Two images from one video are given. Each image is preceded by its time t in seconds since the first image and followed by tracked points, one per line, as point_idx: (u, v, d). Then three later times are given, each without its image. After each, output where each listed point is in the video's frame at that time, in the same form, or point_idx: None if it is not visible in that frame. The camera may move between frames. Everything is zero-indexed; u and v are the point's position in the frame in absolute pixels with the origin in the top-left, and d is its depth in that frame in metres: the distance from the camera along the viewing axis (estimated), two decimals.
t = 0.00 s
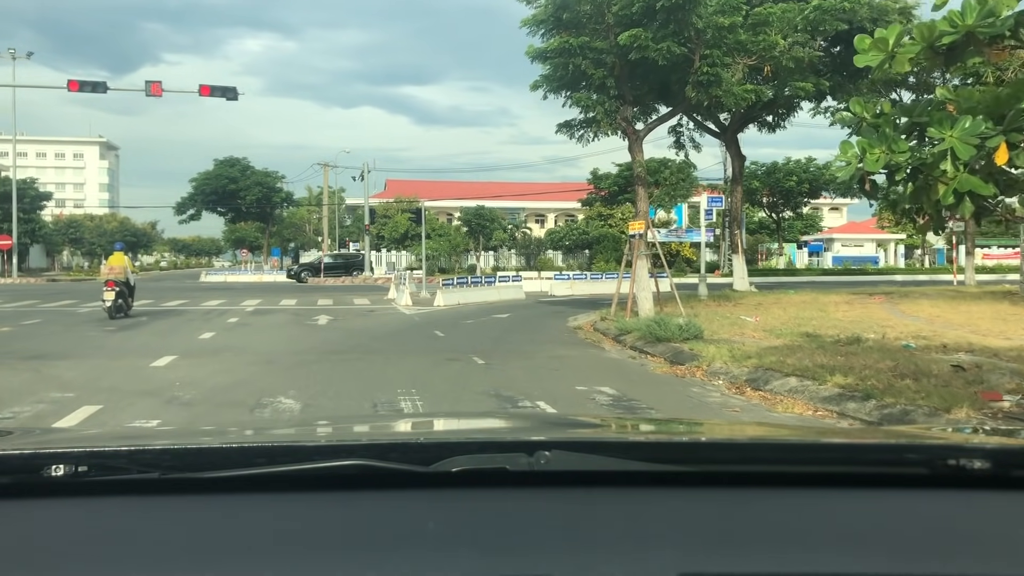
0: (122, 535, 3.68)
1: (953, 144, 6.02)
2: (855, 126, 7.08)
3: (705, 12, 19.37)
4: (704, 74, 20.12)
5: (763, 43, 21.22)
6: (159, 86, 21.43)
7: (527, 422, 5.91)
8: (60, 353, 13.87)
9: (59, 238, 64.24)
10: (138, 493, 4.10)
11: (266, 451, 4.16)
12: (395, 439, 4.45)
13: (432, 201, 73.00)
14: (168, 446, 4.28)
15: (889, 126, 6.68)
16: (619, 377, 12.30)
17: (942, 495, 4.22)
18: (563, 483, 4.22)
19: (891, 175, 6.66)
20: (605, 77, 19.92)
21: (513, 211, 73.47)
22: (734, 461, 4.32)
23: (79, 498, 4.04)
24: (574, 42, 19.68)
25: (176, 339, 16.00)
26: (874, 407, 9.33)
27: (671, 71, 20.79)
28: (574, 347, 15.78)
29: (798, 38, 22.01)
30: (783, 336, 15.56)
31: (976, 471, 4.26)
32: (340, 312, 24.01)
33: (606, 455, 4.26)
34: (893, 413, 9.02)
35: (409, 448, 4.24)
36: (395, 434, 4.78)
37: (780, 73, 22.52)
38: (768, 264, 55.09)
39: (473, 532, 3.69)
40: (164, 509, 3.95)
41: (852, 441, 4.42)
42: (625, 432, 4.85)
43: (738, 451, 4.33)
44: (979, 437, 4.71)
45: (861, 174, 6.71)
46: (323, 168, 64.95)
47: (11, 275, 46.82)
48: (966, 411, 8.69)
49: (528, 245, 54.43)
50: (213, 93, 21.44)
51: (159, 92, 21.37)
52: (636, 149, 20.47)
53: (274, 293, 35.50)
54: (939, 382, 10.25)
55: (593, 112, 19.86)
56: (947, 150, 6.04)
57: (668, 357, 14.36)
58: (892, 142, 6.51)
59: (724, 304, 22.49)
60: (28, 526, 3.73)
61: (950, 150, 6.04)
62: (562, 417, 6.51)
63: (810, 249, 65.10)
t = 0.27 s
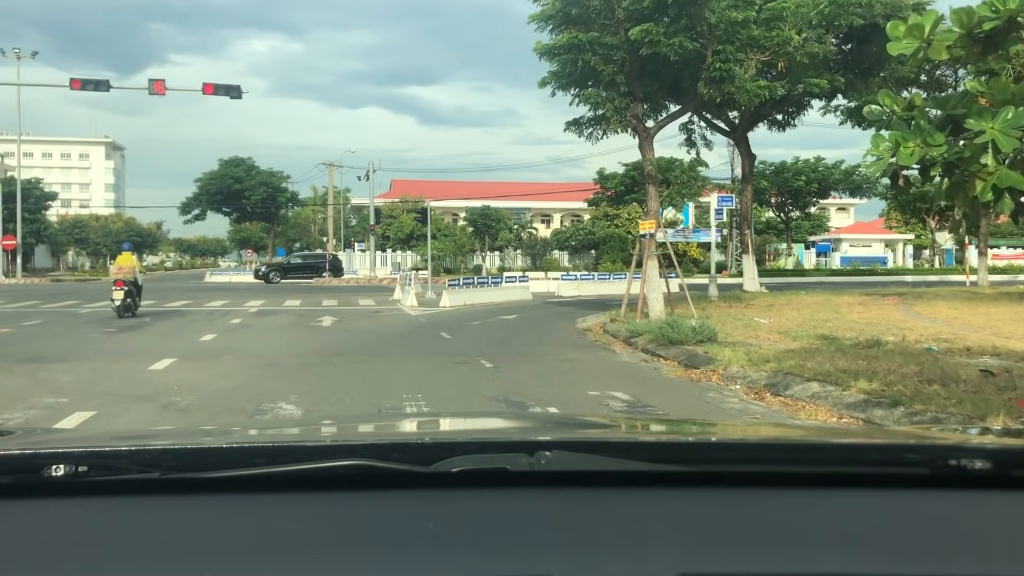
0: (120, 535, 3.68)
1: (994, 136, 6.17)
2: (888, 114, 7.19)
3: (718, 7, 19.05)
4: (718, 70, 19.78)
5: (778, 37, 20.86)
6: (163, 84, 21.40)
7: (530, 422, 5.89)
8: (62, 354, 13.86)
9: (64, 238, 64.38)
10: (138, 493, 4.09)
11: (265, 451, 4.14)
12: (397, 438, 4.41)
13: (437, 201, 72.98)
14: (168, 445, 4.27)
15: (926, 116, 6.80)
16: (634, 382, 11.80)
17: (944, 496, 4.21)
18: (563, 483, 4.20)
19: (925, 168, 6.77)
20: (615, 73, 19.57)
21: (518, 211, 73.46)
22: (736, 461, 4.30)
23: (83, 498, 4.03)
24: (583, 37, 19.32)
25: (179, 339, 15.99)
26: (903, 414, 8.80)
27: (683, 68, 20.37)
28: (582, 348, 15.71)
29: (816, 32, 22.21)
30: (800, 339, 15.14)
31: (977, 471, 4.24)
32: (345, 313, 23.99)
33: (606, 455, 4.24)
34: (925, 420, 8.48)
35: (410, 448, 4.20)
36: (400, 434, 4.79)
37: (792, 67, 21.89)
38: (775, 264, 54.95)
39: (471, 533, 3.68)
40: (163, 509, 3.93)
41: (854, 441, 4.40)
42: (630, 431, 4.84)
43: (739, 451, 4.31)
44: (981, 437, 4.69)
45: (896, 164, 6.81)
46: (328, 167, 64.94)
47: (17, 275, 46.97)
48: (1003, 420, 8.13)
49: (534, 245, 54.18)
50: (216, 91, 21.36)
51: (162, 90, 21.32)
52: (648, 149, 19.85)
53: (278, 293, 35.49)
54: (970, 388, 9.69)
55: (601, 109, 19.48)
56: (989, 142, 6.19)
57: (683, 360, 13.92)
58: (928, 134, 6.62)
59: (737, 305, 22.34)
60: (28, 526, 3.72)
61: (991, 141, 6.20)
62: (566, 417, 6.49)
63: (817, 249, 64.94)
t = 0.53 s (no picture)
0: (125, 533, 3.81)
1: None
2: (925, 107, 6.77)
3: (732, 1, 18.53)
4: (730, 65, 19.36)
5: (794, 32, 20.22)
6: (166, 81, 21.34)
7: (534, 421, 5.97)
8: (69, 354, 13.95)
9: (69, 238, 64.52)
10: (138, 493, 4.22)
11: (266, 452, 4.27)
12: (401, 439, 4.52)
13: (443, 201, 72.92)
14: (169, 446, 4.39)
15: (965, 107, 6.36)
16: (646, 386, 11.26)
17: (943, 496, 4.28)
18: (561, 483, 4.32)
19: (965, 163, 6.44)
20: (626, 69, 19.24)
21: (525, 211, 73.35)
22: (734, 461, 4.39)
23: (82, 498, 4.16)
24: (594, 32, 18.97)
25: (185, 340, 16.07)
26: (935, 421, 8.22)
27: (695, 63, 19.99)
28: (590, 348, 15.68)
29: (830, 27, 21.66)
30: (819, 342, 14.68)
31: (978, 471, 4.30)
32: (350, 313, 24.05)
33: (606, 456, 4.34)
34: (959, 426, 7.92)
35: (410, 449, 4.32)
36: (407, 433, 4.87)
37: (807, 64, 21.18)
38: (783, 264, 54.69)
39: (470, 533, 3.79)
40: (167, 509, 4.06)
41: (851, 442, 4.48)
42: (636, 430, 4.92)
43: (738, 451, 4.40)
44: (980, 438, 4.77)
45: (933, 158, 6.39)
46: (334, 167, 64.91)
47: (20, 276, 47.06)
48: None
49: (539, 245, 54.26)
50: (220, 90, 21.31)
51: (165, 88, 21.29)
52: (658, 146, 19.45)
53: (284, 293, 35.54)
54: (1005, 394, 9.08)
55: (611, 105, 19.21)
56: None
57: (695, 362, 13.50)
58: (968, 127, 6.21)
59: (748, 306, 22.26)
60: (28, 527, 3.85)
61: None
62: (573, 417, 6.56)
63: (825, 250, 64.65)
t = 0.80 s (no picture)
0: (126, 533, 3.75)
1: None
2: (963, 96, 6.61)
3: None
4: (743, 61, 18.93)
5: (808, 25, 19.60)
6: (167, 78, 21.26)
7: (535, 420, 5.91)
8: (70, 354, 13.89)
9: (73, 237, 64.53)
10: (138, 493, 4.14)
11: (266, 451, 4.19)
12: (399, 438, 4.46)
13: (448, 201, 72.90)
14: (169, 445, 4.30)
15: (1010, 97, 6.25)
16: (661, 391, 10.96)
17: (945, 496, 4.25)
18: (563, 483, 4.26)
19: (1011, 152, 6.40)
20: (636, 65, 18.98)
21: (529, 211, 73.35)
22: (736, 461, 4.34)
23: (81, 498, 4.09)
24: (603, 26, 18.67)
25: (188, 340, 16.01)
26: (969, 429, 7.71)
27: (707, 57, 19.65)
28: (600, 350, 15.53)
29: (844, 21, 21.17)
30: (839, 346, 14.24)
31: (978, 471, 4.26)
32: (353, 313, 23.99)
33: (606, 455, 4.27)
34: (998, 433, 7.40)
35: (410, 448, 4.26)
36: (411, 434, 4.79)
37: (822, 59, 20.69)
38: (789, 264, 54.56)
39: (471, 533, 3.74)
40: (165, 509, 3.99)
41: (854, 441, 4.43)
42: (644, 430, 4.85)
43: (740, 451, 4.35)
44: (983, 437, 4.72)
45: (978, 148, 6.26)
46: (338, 166, 64.91)
47: (23, 276, 47.09)
48: None
49: (544, 245, 54.12)
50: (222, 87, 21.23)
51: (167, 85, 21.21)
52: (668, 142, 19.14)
53: (287, 293, 35.46)
54: None
55: (622, 100, 18.87)
56: None
57: (710, 365, 13.12)
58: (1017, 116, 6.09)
59: (759, 307, 22.07)
60: (26, 527, 3.78)
61: None
62: (576, 417, 6.49)
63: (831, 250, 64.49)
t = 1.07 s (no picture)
0: (127, 533, 3.74)
1: None
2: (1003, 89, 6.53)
3: None
4: (758, 53, 18.66)
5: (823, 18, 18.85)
6: (169, 76, 21.22)
7: (537, 421, 5.93)
8: (73, 355, 13.88)
9: (77, 236, 64.50)
10: (140, 494, 4.14)
11: (267, 453, 4.20)
12: (399, 440, 4.49)
13: (452, 200, 72.86)
14: (168, 447, 4.30)
15: None
16: (674, 395, 10.80)
17: (942, 496, 4.31)
18: (563, 484, 4.30)
19: None
20: (646, 59, 18.86)
21: (534, 210, 73.32)
22: (736, 462, 4.40)
23: (84, 500, 4.08)
24: (613, 20, 18.56)
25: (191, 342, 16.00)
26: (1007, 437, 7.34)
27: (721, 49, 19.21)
28: (610, 353, 15.37)
29: (862, 14, 20.42)
30: (863, 349, 13.86)
31: (979, 472, 4.33)
32: (357, 314, 23.97)
33: (606, 456, 4.33)
34: None
35: (411, 450, 4.28)
36: (416, 434, 4.80)
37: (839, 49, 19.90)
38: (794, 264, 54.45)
39: (473, 532, 3.78)
40: (165, 509, 4.01)
41: (851, 442, 4.48)
42: (646, 431, 4.87)
43: (739, 452, 4.41)
44: (982, 438, 4.78)
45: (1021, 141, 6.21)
46: (342, 166, 64.87)
47: (28, 275, 47.12)
48: None
49: (549, 244, 53.47)
50: (224, 85, 21.14)
51: (168, 82, 21.14)
52: (679, 137, 19.02)
53: (290, 293, 35.43)
54: None
55: (632, 95, 18.79)
56: None
57: (727, 369, 12.81)
58: None
59: (770, 309, 21.85)
60: (28, 528, 3.77)
61: None
62: (577, 418, 6.52)
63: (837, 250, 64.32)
